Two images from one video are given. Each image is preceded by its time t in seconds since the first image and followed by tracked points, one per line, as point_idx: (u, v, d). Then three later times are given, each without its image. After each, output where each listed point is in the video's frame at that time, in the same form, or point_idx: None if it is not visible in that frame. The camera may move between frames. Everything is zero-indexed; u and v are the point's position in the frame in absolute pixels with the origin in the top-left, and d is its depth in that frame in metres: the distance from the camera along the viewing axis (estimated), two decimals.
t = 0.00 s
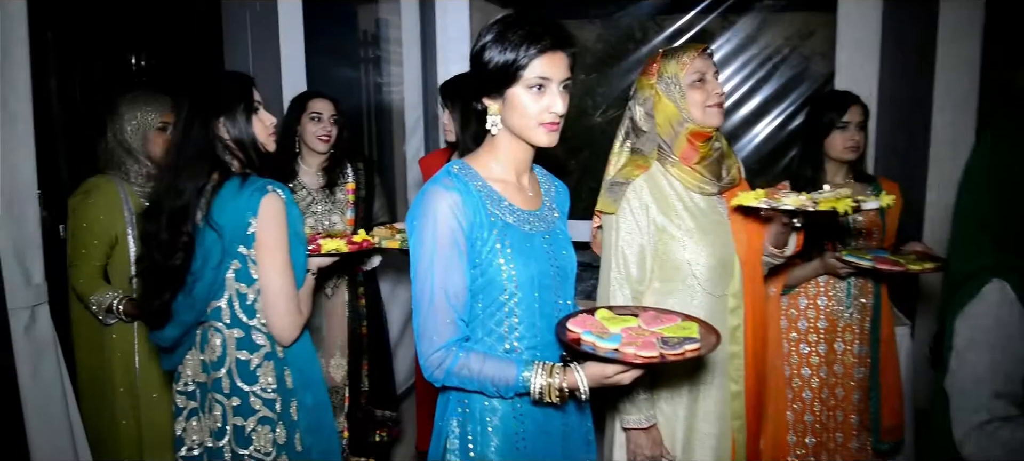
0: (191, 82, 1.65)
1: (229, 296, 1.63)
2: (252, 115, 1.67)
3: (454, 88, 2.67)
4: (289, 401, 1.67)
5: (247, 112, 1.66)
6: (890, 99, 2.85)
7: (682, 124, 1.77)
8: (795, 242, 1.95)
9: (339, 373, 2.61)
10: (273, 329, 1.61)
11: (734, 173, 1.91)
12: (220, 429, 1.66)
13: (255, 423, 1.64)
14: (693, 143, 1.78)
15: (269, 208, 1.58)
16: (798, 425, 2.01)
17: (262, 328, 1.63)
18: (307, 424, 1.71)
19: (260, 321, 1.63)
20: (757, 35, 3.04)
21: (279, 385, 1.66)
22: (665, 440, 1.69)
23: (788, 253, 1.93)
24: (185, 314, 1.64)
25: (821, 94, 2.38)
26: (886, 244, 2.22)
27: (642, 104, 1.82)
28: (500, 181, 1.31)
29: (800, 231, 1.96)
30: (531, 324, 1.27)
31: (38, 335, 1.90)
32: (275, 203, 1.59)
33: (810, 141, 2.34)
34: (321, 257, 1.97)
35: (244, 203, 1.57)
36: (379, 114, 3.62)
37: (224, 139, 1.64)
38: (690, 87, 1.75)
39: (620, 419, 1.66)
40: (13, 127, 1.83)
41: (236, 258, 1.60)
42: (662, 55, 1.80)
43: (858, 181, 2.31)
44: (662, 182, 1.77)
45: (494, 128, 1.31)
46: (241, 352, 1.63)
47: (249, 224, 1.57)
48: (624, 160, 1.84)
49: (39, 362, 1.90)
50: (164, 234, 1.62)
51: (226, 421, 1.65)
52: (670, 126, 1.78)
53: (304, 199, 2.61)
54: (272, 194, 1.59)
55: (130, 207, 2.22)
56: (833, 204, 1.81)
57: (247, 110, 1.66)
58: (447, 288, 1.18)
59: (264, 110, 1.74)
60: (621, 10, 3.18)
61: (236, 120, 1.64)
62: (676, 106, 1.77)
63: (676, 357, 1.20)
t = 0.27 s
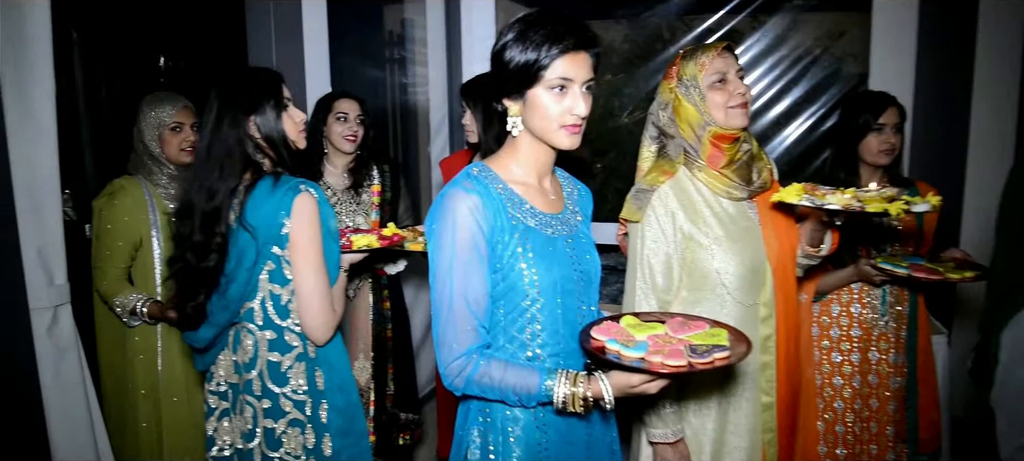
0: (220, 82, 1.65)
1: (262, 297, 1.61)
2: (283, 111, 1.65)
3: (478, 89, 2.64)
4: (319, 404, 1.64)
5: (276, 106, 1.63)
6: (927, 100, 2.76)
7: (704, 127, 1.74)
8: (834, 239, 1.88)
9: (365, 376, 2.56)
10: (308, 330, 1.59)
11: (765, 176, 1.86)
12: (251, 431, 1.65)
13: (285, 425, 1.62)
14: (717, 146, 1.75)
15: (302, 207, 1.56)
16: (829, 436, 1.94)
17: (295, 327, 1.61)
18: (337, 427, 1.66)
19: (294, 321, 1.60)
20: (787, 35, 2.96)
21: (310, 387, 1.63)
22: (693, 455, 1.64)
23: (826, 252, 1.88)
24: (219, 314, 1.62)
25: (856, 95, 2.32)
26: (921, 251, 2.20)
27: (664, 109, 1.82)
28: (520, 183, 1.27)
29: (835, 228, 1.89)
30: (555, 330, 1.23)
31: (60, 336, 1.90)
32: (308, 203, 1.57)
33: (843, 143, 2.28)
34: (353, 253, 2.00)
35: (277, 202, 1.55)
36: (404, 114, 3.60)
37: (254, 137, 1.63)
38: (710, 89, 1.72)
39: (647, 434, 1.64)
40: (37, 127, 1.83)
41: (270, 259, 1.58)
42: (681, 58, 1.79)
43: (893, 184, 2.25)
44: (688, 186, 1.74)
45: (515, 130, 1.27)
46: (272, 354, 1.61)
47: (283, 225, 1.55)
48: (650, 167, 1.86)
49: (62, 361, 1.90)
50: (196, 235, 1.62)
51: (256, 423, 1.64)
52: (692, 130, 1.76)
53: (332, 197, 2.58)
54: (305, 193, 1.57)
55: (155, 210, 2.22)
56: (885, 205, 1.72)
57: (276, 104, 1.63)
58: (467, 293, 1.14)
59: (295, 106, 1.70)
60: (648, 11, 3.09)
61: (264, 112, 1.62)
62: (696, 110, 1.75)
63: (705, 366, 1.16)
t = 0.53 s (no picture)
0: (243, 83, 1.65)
1: (288, 301, 1.59)
2: (306, 112, 1.63)
3: (497, 89, 2.61)
4: (345, 407, 1.63)
5: (301, 106, 1.62)
6: (960, 99, 2.67)
7: (722, 132, 1.72)
8: (863, 238, 1.82)
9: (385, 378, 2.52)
10: (334, 332, 1.57)
11: (791, 179, 1.82)
12: (277, 435, 1.61)
13: (312, 429, 1.60)
14: (736, 150, 1.72)
15: (329, 209, 1.54)
16: (855, 444, 1.92)
17: (320, 331, 1.59)
18: (363, 430, 1.65)
19: (319, 325, 1.59)
20: (813, 35, 2.92)
21: (336, 391, 1.62)
22: None
23: (856, 252, 1.81)
24: (244, 319, 1.61)
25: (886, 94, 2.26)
26: (953, 255, 2.08)
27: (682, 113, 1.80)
28: (538, 185, 1.25)
29: (863, 227, 1.83)
30: (572, 336, 1.20)
31: (78, 336, 1.88)
32: (333, 206, 1.55)
33: (875, 143, 2.22)
34: (379, 254, 1.99)
35: (303, 205, 1.54)
36: (425, 114, 3.59)
37: (280, 139, 1.61)
38: (727, 92, 1.70)
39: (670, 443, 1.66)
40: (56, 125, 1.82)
41: (295, 262, 1.57)
42: (698, 60, 1.76)
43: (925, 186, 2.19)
44: (710, 193, 1.73)
45: (532, 130, 1.24)
46: (298, 357, 1.59)
47: (309, 228, 1.53)
48: (671, 174, 1.84)
49: (79, 363, 1.88)
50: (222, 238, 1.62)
51: (282, 427, 1.61)
52: (710, 135, 1.74)
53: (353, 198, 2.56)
54: (330, 196, 1.56)
55: (175, 212, 2.22)
56: (919, 198, 1.65)
57: (301, 105, 1.62)
58: (483, 298, 1.11)
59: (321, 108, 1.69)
60: (671, 9, 3.03)
61: (288, 113, 1.60)
62: (714, 114, 1.73)
63: (728, 375, 1.12)
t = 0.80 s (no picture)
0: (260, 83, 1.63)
1: (308, 304, 1.57)
2: (327, 113, 1.62)
3: (515, 88, 2.57)
4: (368, 410, 1.61)
5: (321, 107, 1.60)
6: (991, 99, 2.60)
7: (739, 138, 1.69)
8: (892, 238, 1.79)
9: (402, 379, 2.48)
10: (354, 336, 1.55)
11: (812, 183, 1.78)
12: (300, 439, 1.62)
13: (335, 433, 1.58)
14: (754, 156, 1.69)
15: (349, 213, 1.52)
16: (881, 453, 1.87)
17: (342, 334, 1.57)
18: (387, 433, 1.63)
19: (341, 327, 1.56)
20: (837, 33, 2.85)
21: (358, 394, 1.60)
22: None
23: (885, 252, 1.78)
24: (264, 322, 1.59)
25: (918, 92, 2.20)
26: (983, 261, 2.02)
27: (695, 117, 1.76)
28: (554, 186, 1.22)
29: (891, 227, 1.80)
30: (589, 342, 1.16)
31: (94, 335, 1.88)
32: (355, 208, 1.53)
33: (907, 143, 2.16)
34: (399, 257, 1.98)
35: (322, 207, 1.52)
36: (444, 114, 3.56)
37: (300, 140, 1.60)
38: (743, 98, 1.66)
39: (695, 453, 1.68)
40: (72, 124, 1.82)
41: (316, 265, 1.54)
42: (712, 62, 1.73)
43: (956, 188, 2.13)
44: (728, 200, 1.71)
45: (549, 130, 1.21)
46: (321, 360, 1.58)
47: (329, 230, 1.51)
48: (688, 176, 1.79)
49: (94, 363, 1.88)
50: (242, 240, 1.61)
51: (306, 431, 1.60)
52: (726, 141, 1.71)
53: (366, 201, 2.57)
54: (351, 198, 1.54)
55: (192, 211, 2.20)
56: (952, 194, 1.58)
57: (321, 106, 1.60)
58: (497, 302, 1.08)
59: (340, 109, 1.67)
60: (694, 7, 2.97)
61: (309, 113, 1.59)
62: (729, 120, 1.69)
63: (750, 385, 1.08)
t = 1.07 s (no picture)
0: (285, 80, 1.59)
1: (333, 307, 1.53)
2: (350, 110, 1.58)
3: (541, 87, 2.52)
4: (394, 414, 1.58)
5: (346, 104, 1.57)
6: None
7: (765, 146, 1.64)
8: (936, 239, 1.72)
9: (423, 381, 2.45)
10: (378, 338, 1.52)
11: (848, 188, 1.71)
12: (326, 442, 1.57)
13: (363, 438, 1.55)
14: (782, 163, 1.65)
15: (373, 214, 1.48)
16: None
17: (367, 337, 1.54)
18: (413, 437, 1.61)
19: (365, 330, 1.53)
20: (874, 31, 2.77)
21: (384, 397, 1.57)
22: None
23: (928, 254, 1.71)
24: (289, 326, 1.55)
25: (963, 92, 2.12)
26: None
27: (719, 122, 1.70)
28: (578, 189, 1.17)
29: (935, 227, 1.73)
30: (613, 352, 1.12)
31: (114, 337, 1.86)
32: (380, 209, 1.49)
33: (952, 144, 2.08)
34: (421, 256, 1.94)
35: (346, 208, 1.48)
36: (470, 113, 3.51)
37: (323, 138, 1.56)
38: (769, 104, 1.61)
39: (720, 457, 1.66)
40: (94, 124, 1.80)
41: (341, 267, 1.51)
42: (734, 66, 1.67)
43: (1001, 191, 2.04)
44: (759, 207, 1.65)
45: (574, 130, 1.16)
46: (347, 364, 1.54)
47: (355, 231, 1.48)
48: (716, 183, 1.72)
49: (114, 365, 1.86)
50: (265, 241, 1.56)
51: (333, 435, 1.57)
52: (752, 148, 1.66)
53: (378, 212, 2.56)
54: (375, 198, 1.50)
55: (217, 210, 2.18)
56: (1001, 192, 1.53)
57: (345, 103, 1.57)
58: (516, 310, 1.04)
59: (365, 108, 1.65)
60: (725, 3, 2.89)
61: (334, 110, 1.55)
62: (755, 127, 1.64)
63: (783, 397, 1.02)
